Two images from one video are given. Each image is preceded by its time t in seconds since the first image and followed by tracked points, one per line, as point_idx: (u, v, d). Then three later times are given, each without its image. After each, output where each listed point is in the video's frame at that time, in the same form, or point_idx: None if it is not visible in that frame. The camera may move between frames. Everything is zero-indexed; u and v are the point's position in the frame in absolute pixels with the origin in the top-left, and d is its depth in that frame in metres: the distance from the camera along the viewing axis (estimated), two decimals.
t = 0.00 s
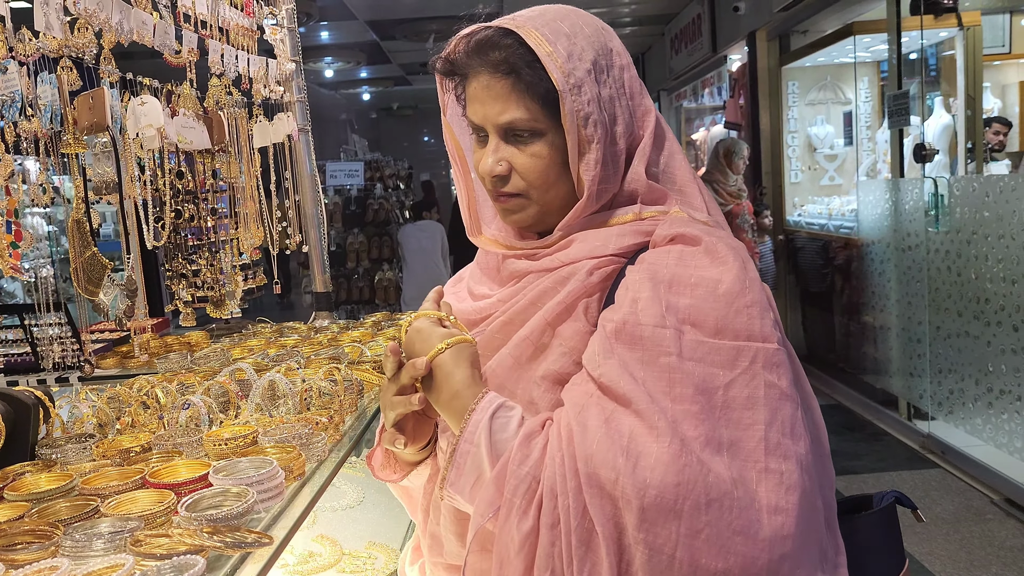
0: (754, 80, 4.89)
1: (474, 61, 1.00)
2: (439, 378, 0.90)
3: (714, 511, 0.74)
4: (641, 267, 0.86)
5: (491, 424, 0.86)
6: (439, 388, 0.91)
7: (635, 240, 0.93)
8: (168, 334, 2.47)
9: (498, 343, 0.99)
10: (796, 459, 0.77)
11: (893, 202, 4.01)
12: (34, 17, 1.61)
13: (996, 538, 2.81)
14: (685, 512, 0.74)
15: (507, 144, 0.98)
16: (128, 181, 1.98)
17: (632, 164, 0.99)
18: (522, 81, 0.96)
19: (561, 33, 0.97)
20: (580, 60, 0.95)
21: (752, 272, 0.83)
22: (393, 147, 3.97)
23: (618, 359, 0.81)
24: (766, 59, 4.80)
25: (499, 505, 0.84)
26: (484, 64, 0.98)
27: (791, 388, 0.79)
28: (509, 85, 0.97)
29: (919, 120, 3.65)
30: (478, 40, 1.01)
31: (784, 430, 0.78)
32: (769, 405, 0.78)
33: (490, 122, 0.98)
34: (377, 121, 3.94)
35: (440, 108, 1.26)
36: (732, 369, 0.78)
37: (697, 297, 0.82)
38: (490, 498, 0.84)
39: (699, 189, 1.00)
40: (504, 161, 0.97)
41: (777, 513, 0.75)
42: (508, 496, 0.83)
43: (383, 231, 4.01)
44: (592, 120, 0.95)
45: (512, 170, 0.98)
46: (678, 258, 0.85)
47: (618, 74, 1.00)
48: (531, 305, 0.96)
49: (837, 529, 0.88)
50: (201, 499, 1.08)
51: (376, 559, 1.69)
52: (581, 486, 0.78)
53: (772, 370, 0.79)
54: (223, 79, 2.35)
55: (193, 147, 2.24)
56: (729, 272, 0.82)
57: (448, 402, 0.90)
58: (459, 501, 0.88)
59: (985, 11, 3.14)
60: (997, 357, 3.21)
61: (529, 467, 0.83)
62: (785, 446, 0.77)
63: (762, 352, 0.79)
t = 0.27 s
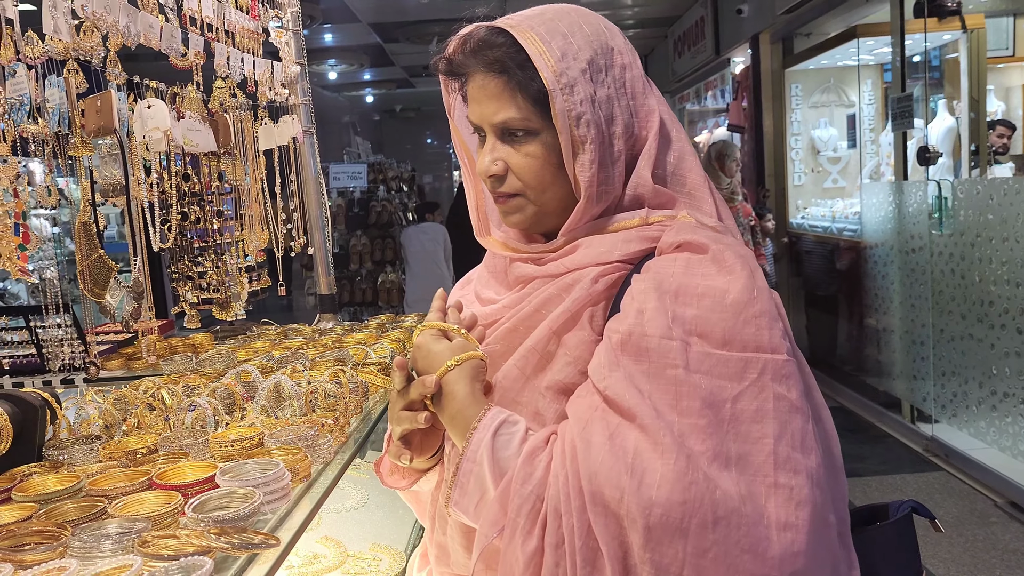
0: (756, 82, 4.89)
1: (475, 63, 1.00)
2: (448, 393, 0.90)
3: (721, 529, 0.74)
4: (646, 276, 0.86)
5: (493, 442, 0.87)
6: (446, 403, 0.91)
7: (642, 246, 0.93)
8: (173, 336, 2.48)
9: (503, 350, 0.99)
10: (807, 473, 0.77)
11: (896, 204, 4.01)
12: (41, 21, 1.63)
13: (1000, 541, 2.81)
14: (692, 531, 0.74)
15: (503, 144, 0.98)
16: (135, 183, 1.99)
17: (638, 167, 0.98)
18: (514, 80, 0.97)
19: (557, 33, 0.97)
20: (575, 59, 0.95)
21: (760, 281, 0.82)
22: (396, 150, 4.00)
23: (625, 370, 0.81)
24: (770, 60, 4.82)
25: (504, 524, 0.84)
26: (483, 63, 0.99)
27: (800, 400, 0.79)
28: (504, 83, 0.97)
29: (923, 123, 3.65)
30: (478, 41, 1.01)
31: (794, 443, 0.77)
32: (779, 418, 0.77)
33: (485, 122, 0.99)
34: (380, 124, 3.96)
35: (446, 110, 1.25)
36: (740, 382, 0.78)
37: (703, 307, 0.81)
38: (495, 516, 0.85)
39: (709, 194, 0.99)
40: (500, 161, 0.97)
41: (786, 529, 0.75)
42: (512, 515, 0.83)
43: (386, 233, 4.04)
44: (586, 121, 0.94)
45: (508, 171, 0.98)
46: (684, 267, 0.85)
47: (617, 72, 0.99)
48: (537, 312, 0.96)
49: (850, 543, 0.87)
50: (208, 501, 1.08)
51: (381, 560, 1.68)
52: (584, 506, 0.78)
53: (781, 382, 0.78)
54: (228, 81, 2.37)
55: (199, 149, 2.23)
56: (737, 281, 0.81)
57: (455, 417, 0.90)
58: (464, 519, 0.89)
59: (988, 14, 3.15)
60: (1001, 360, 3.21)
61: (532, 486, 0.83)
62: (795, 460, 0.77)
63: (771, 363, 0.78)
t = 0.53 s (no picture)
0: (760, 84, 4.92)
1: (474, 65, 0.98)
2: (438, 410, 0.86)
3: (731, 548, 0.72)
4: (649, 284, 0.84)
5: (495, 459, 0.84)
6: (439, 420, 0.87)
7: (644, 250, 0.91)
8: (177, 337, 2.48)
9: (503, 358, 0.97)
10: (818, 487, 0.75)
11: (900, 206, 4.00)
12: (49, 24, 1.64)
13: (1004, 545, 2.79)
14: (701, 551, 0.72)
15: (497, 145, 0.98)
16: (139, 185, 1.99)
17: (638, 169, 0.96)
18: (501, 82, 0.96)
19: (550, 32, 0.96)
20: (565, 59, 0.93)
21: (767, 289, 0.80)
22: (400, 152, 3.95)
23: (630, 382, 0.78)
24: (773, 63, 4.84)
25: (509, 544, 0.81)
26: (479, 61, 0.98)
27: (810, 412, 0.77)
28: (494, 83, 0.97)
29: (927, 125, 3.63)
30: (472, 42, 1.01)
31: (804, 457, 0.75)
32: (788, 432, 0.75)
33: (480, 123, 0.98)
34: (383, 125, 3.94)
35: (451, 113, 1.26)
36: (747, 394, 0.76)
37: (709, 317, 0.79)
38: (499, 534, 0.82)
39: (716, 196, 0.97)
40: (494, 163, 0.97)
41: (797, 545, 0.74)
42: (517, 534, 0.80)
43: (389, 234, 4.03)
44: (574, 121, 0.92)
45: (502, 172, 0.97)
46: (688, 273, 0.83)
47: (613, 71, 0.96)
48: (539, 319, 0.94)
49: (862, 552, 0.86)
50: (213, 503, 1.08)
51: (385, 563, 1.67)
52: (591, 526, 0.76)
53: (790, 394, 0.76)
54: (232, 84, 2.37)
55: (205, 152, 2.24)
56: (742, 290, 0.79)
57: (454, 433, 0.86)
58: (467, 535, 0.86)
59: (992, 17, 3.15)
60: (1005, 363, 3.20)
61: (537, 504, 0.80)
62: (805, 475, 0.75)
63: (779, 373, 0.77)
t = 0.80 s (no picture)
0: (762, 84, 4.88)
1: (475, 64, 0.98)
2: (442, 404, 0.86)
3: (733, 557, 0.71)
4: (655, 286, 0.83)
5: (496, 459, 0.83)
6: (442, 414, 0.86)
7: (651, 251, 0.91)
8: (179, 336, 2.49)
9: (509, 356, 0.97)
10: (823, 496, 0.74)
11: (902, 207, 3.99)
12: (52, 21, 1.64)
13: (1006, 546, 2.79)
14: (702, 559, 0.71)
15: (496, 144, 0.97)
16: (142, 184, 1.99)
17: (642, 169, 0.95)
18: (497, 81, 0.96)
19: (546, 28, 0.95)
20: (561, 56, 0.93)
21: (774, 292, 0.80)
22: (402, 151, 3.96)
23: (633, 387, 0.77)
24: (775, 63, 4.77)
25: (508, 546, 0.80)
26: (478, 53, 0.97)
27: (817, 418, 0.76)
28: (490, 82, 0.96)
29: (929, 125, 3.62)
30: (464, 42, 1.01)
31: (810, 465, 0.75)
32: (794, 439, 0.75)
33: (478, 122, 0.98)
34: (385, 125, 3.94)
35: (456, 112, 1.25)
36: (753, 400, 0.76)
37: (714, 320, 0.79)
38: (498, 535, 0.81)
39: (725, 195, 0.96)
40: (494, 162, 0.97)
41: (801, 556, 0.73)
42: (516, 535, 0.79)
43: (391, 235, 4.02)
44: (569, 119, 0.91)
45: (502, 171, 0.97)
46: (695, 275, 0.83)
47: (612, 67, 0.95)
48: (544, 319, 0.94)
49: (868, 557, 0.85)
50: (215, 501, 1.08)
51: (387, 562, 1.68)
52: (591, 530, 0.75)
53: (797, 400, 0.76)
54: (235, 82, 2.37)
55: (207, 150, 2.23)
56: (749, 293, 0.79)
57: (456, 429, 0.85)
58: (465, 536, 0.85)
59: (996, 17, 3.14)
60: (1007, 364, 3.20)
61: (537, 506, 0.80)
62: (811, 484, 0.74)
63: (786, 378, 0.76)
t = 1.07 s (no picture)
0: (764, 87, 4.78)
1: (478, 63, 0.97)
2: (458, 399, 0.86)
3: (736, 565, 0.71)
4: (663, 289, 0.82)
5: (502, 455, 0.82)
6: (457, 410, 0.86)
7: (660, 255, 0.90)
8: (181, 337, 2.49)
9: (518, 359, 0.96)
10: (830, 507, 0.74)
11: (904, 209, 3.99)
12: (55, 21, 1.65)
13: (1007, 548, 2.79)
14: (704, 566, 0.70)
15: (497, 144, 0.97)
16: (144, 184, 1.99)
17: (648, 170, 0.94)
18: (498, 80, 0.96)
19: (546, 28, 0.94)
20: (561, 55, 0.92)
21: (784, 296, 0.79)
22: (403, 152, 3.97)
23: (636, 391, 0.77)
24: (775, 66, 4.68)
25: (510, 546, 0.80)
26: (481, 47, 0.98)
27: (825, 427, 0.75)
28: (490, 83, 0.96)
29: (930, 127, 3.62)
30: (467, 42, 1.00)
31: (817, 474, 0.74)
32: (801, 446, 0.74)
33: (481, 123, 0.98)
34: (387, 126, 3.93)
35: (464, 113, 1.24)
36: (760, 407, 0.75)
37: (722, 325, 0.78)
38: (500, 530, 0.81)
39: (732, 199, 0.95)
40: (496, 162, 0.97)
41: (806, 566, 0.73)
42: (519, 533, 0.79)
43: (392, 235, 4.03)
44: (567, 119, 0.90)
45: (503, 172, 0.97)
46: (703, 279, 0.81)
47: (613, 66, 0.93)
48: (552, 322, 0.94)
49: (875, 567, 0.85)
50: (217, 501, 1.08)
51: (387, 563, 1.69)
52: (596, 530, 0.75)
53: (804, 408, 0.75)
54: (237, 83, 2.37)
55: (209, 151, 2.23)
56: (758, 298, 0.78)
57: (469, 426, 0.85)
58: (471, 527, 0.85)
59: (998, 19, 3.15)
60: (1008, 366, 3.20)
61: (540, 505, 0.79)
62: (818, 492, 0.73)
63: (794, 387, 0.75)
